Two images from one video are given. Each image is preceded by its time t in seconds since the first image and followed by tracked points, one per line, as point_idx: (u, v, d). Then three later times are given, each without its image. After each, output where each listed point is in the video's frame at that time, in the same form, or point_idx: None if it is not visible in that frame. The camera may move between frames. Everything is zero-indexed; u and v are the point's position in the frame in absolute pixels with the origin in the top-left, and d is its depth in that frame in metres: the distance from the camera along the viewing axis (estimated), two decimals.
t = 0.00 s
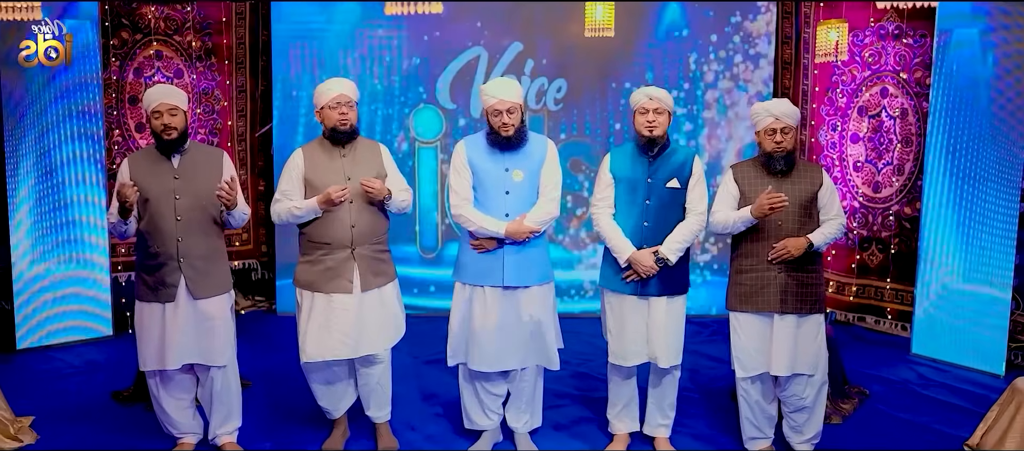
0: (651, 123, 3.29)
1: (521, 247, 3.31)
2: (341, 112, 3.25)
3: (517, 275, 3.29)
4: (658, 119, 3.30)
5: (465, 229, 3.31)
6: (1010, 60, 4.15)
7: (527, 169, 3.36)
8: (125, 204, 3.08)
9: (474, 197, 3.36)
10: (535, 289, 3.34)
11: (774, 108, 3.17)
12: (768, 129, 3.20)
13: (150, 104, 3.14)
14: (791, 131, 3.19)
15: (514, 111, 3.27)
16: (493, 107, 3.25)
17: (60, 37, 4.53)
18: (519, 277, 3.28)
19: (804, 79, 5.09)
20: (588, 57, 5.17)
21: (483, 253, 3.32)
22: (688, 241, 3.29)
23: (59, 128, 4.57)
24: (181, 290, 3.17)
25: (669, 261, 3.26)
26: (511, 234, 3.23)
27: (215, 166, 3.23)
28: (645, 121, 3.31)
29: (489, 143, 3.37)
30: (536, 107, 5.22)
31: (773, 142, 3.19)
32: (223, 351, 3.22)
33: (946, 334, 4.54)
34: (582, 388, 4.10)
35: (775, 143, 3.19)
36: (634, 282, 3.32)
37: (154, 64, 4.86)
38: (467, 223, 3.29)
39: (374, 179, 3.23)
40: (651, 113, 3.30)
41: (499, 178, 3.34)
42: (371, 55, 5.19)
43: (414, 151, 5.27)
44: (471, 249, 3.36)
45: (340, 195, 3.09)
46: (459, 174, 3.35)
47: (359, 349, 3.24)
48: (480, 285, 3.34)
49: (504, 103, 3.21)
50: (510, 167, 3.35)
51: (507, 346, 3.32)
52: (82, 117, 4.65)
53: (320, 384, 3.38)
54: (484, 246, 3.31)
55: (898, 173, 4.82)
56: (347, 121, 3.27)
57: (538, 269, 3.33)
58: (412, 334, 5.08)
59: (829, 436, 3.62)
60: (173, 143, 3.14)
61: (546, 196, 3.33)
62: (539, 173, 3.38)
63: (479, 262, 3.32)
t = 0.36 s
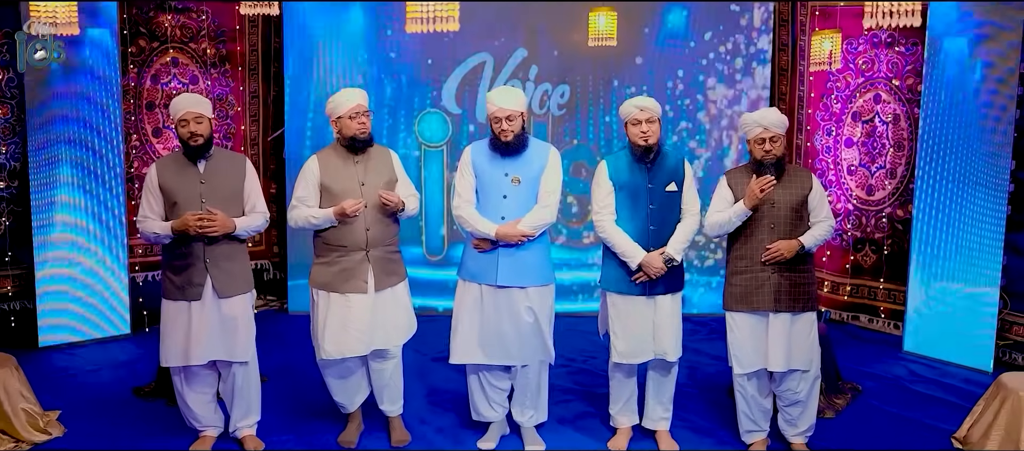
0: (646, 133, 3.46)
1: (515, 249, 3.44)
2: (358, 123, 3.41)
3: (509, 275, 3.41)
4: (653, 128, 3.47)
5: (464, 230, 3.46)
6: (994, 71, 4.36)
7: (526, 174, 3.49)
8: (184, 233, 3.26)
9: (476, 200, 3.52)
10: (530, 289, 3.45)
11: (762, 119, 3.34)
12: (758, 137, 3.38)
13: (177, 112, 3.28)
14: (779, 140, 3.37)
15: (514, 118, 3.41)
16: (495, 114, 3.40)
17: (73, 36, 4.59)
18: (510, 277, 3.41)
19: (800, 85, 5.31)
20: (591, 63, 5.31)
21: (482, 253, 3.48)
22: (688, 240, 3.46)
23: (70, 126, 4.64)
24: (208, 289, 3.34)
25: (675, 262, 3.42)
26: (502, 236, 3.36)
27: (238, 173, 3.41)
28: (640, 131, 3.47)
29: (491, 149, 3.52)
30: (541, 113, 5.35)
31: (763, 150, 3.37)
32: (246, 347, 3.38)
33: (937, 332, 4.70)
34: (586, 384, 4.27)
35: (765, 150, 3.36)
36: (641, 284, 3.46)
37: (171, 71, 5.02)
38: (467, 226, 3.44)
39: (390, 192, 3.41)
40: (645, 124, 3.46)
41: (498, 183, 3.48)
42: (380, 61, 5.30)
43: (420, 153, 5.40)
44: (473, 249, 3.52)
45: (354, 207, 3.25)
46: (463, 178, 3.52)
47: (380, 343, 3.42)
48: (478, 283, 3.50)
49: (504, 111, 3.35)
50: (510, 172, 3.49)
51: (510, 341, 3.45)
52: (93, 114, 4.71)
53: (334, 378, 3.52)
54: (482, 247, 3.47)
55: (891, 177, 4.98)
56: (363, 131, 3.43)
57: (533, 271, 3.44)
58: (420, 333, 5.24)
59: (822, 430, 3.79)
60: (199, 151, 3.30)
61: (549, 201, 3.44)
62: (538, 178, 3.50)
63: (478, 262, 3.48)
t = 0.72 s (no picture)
0: (639, 135, 3.61)
1: (511, 246, 3.57)
2: (361, 125, 3.54)
3: (505, 271, 3.55)
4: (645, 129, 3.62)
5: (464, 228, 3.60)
6: (980, 72, 4.48)
7: (522, 174, 3.62)
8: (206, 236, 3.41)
9: (474, 198, 3.66)
10: (527, 285, 3.59)
11: (749, 122, 3.48)
12: (746, 140, 3.51)
13: (195, 114, 3.43)
14: (766, 143, 3.49)
15: (510, 120, 3.55)
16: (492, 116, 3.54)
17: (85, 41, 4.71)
18: (506, 273, 3.55)
19: (792, 87, 5.46)
20: (587, 65, 5.42)
21: (480, 249, 3.62)
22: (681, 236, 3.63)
23: (85, 130, 4.75)
24: (225, 284, 3.48)
25: (672, 256, 3.57)
26: (496, 234, 3.50)
27: (253, 173, 3.54)
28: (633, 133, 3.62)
29: (489, 151, 3.66)
30: (541, 114, 5.47)
31: (750, 153, 3.51)
32: (256, 340, 3.52)
33: (924, 328, 4.84)
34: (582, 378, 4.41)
35: (752, 152, 3.50)
36: (640, 279, 3.59)
37: (178, 74, 5.15)
38: (466, 224, 3.58)
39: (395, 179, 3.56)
40: (638, 126, 3.61)
41: (495, 183, 3.61)
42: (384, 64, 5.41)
43: (421, 154, 5.51)
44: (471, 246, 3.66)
45: (355, 195, 3.39)
46: (463, 178, 3.66)
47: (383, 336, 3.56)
48: (476, 279, 3.63)
49: (501, 114, 3.48)
50: (507, 173, 3.62)
51: (503, 336, 3.58)
52: (103, 118, 4.81)
53: (339, 370, 3.65)
54: (481, 245, 3.60)
55: (880, 176, 5.12)
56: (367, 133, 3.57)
57: (528, 267, 3.57)
58: (422, 328, 5.38)
59: (810, 421, 3.93)
60: (215, 151, 3.44)
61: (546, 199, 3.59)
62: (534, 178, 3.63)
63: (477, 258, 3.62)
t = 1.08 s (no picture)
0: (634, 137, 3.74)
1: (514, 245, 3.70)
2: (366, 129, 3.67)
3: (510, 269, 3.69)
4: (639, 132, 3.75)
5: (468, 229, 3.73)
6: (964, 77, 4.62)
7: (523, 176, 3.75)
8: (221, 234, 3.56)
9: (476, 199, 3.79)
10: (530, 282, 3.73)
11: (741, 127, 3.62)
12: (736, 143, 3.65)
13: (214, 116, 3.56)
14: (756, 147, 3.63)
15: (512, 124, 3.68)
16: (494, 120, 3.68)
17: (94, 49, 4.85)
18: (510, 271, 3.69)
19: (784, 90, 5.61)
20: (584, 69, 5.55)
21: (483, 249, 3.74)
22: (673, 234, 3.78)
23: (94, 131, 4.89)
24: (238, 282, 3.62)
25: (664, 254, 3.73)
26: (502, 233, 3.63)
27: (267, 174, 3.68)
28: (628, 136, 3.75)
29: (490, 153, 3.78)
30: (539, 116, 5.60)
31: (741, 156, 3.64)
32: (268, 336, 3.66)
33: (911, 325, 4.98)
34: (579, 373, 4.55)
35: (743, 156, 3.64)
36: (634, 275, 3.72)
37: (186, 77, 5.29)
38: (470, 225, 3.71)
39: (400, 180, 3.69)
40: (633, 129, 3.74)
41: (498, 184, 3.75)
42: (386, 66, 5.52)
43: (421, 156, 5.64)
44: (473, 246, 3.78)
45: (361, 194, 3.56)
46: (465, 179, 3.79)
47: (389, 332, 3.70)
48: (480, 277, 3.76)
49: (502, 118, 3.62)
50: (509, 175, 3.76)
51: (503, 331, 3.73)
52: (110, 121, 4.94)
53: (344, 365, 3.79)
54: (484, 245, 3.73)
55: (869, 177, 5.26)
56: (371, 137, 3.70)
57: (529, 266, 3.71)
58: (423, 326, 5.51)
59: (799, 414, 4.06)
60: (231, 153, 3.57)
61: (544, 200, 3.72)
62: (534, 179, 3.77)
63: (480, 257, 3.74)
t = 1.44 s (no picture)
0: (634, 145, 3.85)
1: (525, 250, 3.81)
2: (375, 136, 3.79)
3: (521, 272, 3.80)
4: (639, 140, 3.85)
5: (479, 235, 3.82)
6: (955, 85, 4.74)
7: (529, 182, 3.87)
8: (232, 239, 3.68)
9: (484, 206, 3.88)
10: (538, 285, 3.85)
11: (742, 136, 3.74)
12: (736, 152, 3.77)
13: (231, 124, 3.70)
14: (755, 156, 3.74)
15: (520, 132, 3.81)
16: (503, 127, 3.80)
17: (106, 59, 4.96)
18: (522, 274, 3.80)
19: (780, 96, 5.69)
20: (583, 76, 5.66)
21: (493, 254, 3.82)
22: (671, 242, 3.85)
23: (106, 138, 5.02)
24: (248, 286, 3.73)
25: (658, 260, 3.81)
26: (517, 238, 3.75)
27: (279, 182, 3.79)
28: (628, 144, 3.86)
29: (497, 160, 3.89)
30: (540, 121, 5.69)
31: (740, 164, 3.75)
32: (276, 338, 3.78)
33: (903, 326, 5.10)
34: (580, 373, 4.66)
35: (742, 164, 3.75)
36: (628, 277, 3.83)
37: (194, 84, 5.38)
38: (482, 231, 3.80)
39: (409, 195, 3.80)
40: (634, 135, 3.85)
41: (506, 191, 3.85)
42: (392, 72, 5.64)
43: (426, 161, 5.75)
44: (480, 250, 3.87)
45: (372, 211, 3.67)
46: (473, 186, 3.87)
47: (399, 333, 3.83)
48: (490, 282, 3.84)
49: (512, 125, 3.75)
50: (516, 181, 3.87)
51: (510, 334, 3.86)
52: (121, 128, 5.07)
53: (353, 367, 3.90)
54: (494, 250, 3.81)
55: (862, 182, 5.37)
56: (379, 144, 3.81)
57: (538, 269, 3.83)
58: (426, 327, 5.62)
59: (793, 414, 4.18)
60: (246, 160, 3.71)
61: (550, 205, 3.85)
62: (540, 185, 3.89)
63: (489, 262, 3.83)
